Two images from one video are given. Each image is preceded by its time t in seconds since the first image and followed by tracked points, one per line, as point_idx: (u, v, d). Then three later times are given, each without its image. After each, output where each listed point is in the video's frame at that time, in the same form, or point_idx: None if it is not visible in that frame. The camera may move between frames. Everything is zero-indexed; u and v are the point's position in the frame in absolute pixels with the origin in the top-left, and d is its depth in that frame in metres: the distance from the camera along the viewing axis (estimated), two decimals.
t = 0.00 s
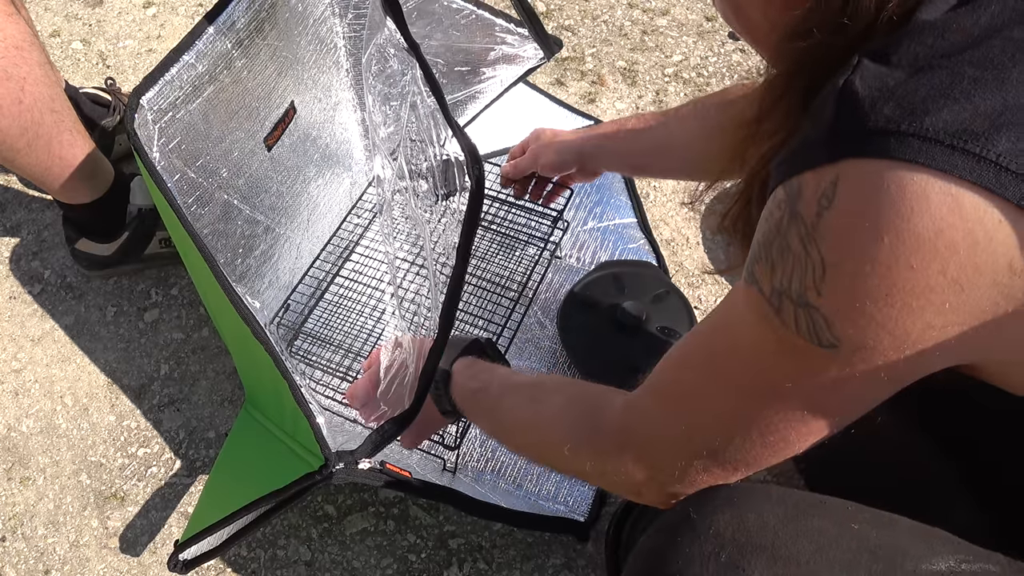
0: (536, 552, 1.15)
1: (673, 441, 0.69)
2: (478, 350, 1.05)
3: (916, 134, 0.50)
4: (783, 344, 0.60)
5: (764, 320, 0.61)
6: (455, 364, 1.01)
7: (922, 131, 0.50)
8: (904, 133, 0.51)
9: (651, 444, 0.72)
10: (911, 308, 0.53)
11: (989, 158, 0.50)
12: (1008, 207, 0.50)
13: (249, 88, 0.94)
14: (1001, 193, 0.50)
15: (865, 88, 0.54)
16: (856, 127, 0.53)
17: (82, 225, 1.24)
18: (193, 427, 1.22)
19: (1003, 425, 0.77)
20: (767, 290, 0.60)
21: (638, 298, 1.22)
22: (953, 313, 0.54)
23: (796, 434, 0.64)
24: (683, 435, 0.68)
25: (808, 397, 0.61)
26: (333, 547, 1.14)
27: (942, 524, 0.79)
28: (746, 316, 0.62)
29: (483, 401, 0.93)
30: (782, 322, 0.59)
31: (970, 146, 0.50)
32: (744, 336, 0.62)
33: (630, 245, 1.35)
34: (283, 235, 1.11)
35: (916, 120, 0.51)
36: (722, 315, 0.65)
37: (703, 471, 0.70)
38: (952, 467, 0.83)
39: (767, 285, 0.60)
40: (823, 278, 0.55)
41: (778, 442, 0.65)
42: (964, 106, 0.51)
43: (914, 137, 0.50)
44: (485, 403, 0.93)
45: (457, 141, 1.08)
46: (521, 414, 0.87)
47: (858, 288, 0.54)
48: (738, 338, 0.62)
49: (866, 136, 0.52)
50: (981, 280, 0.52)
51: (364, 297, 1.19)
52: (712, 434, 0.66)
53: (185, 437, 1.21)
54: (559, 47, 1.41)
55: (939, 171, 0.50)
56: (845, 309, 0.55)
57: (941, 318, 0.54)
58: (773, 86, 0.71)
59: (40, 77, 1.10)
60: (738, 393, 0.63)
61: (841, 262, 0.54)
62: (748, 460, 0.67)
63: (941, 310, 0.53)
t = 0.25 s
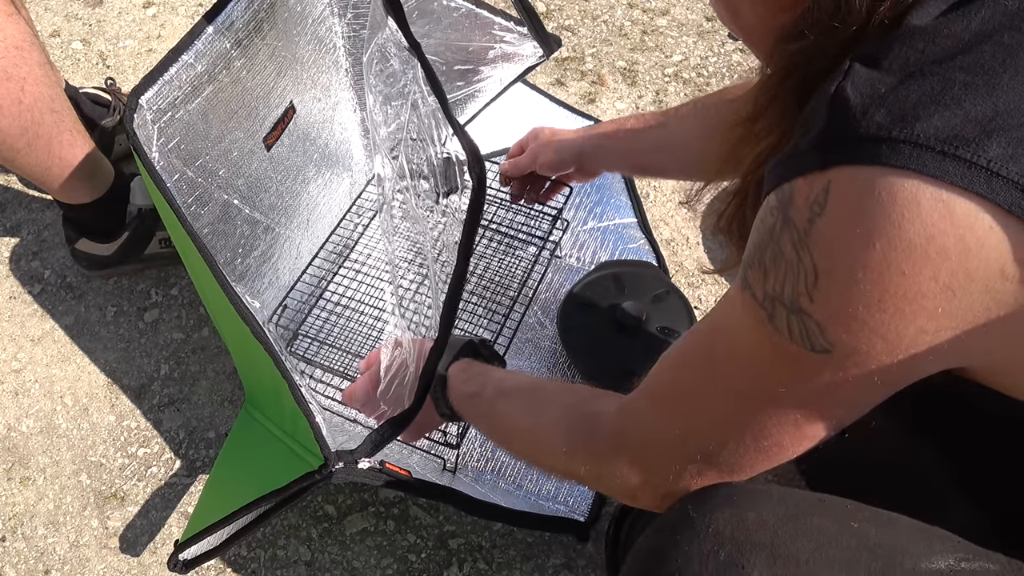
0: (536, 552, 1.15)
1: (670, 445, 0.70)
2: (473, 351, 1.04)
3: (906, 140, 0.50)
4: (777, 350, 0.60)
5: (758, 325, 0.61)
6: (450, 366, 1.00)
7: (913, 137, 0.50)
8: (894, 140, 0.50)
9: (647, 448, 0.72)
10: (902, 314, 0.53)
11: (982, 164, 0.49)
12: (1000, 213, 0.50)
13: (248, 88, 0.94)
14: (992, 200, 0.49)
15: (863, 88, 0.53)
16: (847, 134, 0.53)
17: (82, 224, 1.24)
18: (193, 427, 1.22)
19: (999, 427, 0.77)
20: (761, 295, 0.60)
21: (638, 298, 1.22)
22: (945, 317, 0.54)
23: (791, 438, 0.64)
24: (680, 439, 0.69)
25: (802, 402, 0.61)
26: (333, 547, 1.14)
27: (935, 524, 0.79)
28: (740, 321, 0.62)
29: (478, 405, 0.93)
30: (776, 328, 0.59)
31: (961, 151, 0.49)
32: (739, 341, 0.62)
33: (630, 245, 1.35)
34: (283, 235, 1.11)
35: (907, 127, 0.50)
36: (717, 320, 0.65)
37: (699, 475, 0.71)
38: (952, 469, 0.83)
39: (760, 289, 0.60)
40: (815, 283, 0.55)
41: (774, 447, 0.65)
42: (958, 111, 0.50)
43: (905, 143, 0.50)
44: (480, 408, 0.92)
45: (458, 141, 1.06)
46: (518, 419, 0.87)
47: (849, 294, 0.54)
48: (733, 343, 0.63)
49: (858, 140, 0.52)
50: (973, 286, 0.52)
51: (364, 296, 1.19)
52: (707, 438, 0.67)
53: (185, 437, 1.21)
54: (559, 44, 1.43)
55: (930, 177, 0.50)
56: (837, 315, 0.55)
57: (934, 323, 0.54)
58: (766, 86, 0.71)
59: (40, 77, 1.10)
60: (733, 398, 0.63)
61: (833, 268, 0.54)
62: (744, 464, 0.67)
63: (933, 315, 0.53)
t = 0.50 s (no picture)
0: (536, 552, 1.15)
1: (671, 451, 0.70)
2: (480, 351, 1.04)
3: (899, 143, 0.50)
4: (777, 356, 0.60)
5: (757, 331, 0.61)
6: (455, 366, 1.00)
7: (909, 140, 0.50)
8: (890, 143, 0.51)
9: (649, 453, 0.72)
10: (902, 318, 0.53)
11: (977, 167, 0.49)
12: (995, 215, 0.50)
13: (248, 88, 0.94)
14: (989, 203, 0.50)
15: (863, 89, 0.54)
16: (843, 138, 0.53)
17: (82, 224, 1.24)
18: (193, 427, 1.22)
19: (995, 432, 0.77)
20: (760, 301, 0.60)
21: (638, 298, 1.22)
22: (943, 320, 0.54)
23: (792, 445, 0.64)
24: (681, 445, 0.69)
25: (803, 409, 0.61)
26: (333, 547, 1.14)
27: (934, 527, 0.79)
28: (740, 327, 0.62)
29: (485, 406, 0.93)
30: (775, 334, 0.59)
31: (957, 154, 0.50)
32: (739, 347, 0.62)
33: (630, 245, 1.35)
34: (283, 235, 1.11)
35: (902, 131, 0.51)
36: (717, 327, 0.65)
37: (699, 482, 0.70)
38: (953, 471, 0.84)
39: (758, 294, 0.60)
40: (814, 288, 0.55)
41: (774, 454, 0.65)
42: (954, 113, 0.50)
43: (902, 146, 0.50)
44: (487, 408, 0.93)
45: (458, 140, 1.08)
46: (523, 422, 0.88)
47: (847, 298, 0.54)
48: (733, 350, 0.63)
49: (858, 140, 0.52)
50: (970, 288, 0.53)
51: (364, 296, 1.19)
52: (708, 444, 0.67)
53: (185, 437, 1.21)
54: (559, 44, 1.43)
55: (926, 180, 0.50)
56: (836, 319, 0.54)
57: (931, 326, 0.54)
58: (762, 89, 0.71)
59: (40, 77, 1.10)
60: (734, 404, 0.63)
61: (832, 271, 0.54)
62: (745, 470, 0.67)
63: (931, 317, 0.53)
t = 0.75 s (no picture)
0: (536, 552, 1.15)
1: (670, 450, 0.70)
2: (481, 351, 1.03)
3: (894, 142, 0.50)
4: (775, 356, 0.60)
5: (755, 331, 0.61)
6: (456, 365, 1.01)
7: (904, 139, 0.50)
8: (885, 142, 0.51)
9: (648, 453, 0.72)
10: (897, 316, 0.53)
11: (972, 165, 0.49)
12: (989, 213, 0.50)
13: (248, 88, 0.94)
14: (983, 201, 0.50)
15: (859, 88, 0.54)
16: (839, 138, 0.53)
17: (82, 224, 1.24)
18: (193, 427, 1.22)
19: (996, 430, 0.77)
20: (757, 299, 0.60)
21: (638, 298, 1.22)
22: (938, 318, 0.54)
23: (790, 443, 0.64)
24: (680, 444, 0.69)
25: (801, 407, 0.61)
26: (333, 547, 1.14)
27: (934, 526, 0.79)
28: (737, 326, 0.62)
29: (486, 406, 0.94)
30: (773, 333, 0.59)
31: (951, 153, 0.49)
32: (737, 346, 0.62)
33: (630, 245, 1.35)
34: (282, 235, 1.11)
35: (898, 129, 0.51)
36: (714, 327, 0.65)
37: (699, 481, 0.71)
38: (951, 469, 0.83)
39: (757, 294, 0.60)
40: (811, 287, 0.55)
41: (773, 451, 0.65)
42: (949, 112, 0.50)
43: (897, 145, 0.50)
44: (487, 408, 0.93)
45: (457, 140, 1.12)
46: (523, 421, 0.88)
47: (843, 297, 0.54)
48: (731, 350, 0.62)
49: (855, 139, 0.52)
50: (964, 285, 0.53)
51: (364, 296, 1.19)
52: (707, 443, 0.67)
53: (185, 437, 1.21)
54: (559, 44, 1.43)
55: (922, 178, 0.50)
56: (832, 317, 0.54)
57: (926, 324, 0.54)
58: (762, 88, 0.71)
59: (40, 77, 1.10)
60: (732, 403, 0.63)
61: (828, 270, 0.54)
62: (743, 469, 0.67)
63: (927, 315, 0.53)
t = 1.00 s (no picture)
0: (536, 552, 1.15)
1: (665, 448, 0.70)
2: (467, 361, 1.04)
3: (890, 136, 0.50)
4: (769, 353, 0.60)
5: (751, 327, 0.61)
6: (444, 374, 1.00)
7: (900, 133, 0.50)
8: (881, 136, 0.51)
9: (643, 452, 0.72)
10: (893, 311, 0.53)
11: (966, 158, 0.49)
12: (986, 207, 0.50)
13: (248, 88, 0.94)
14: (979, 194, 0.50)
15: (856, 86, 0.54)
16: (835, 133, 0.53)
17: (82, 224, 1.24)
18: (193, 427, 1.22)
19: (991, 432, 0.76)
20: (752, 296, 0.60)
21: (638, 298, 1.22)
22: (935, 313, 0.54)
23: (786, 442, 0.64)
24: (675, 442, 0.69)
25: (797, 405, 0.61)
26: (333, 547, 1.14)
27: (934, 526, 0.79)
28: (733, 324, 0.62)
29: (474, 414, 0.94)
30: (768, 330, 0.59)
31: (947, 147, 0.49)
32: (732, 344, 0.62)
33: (630, 245, 1.35)
34: (283, 235, 1.11)
35: (893, 123, 0.51)
36: (710, 325, 0.65)
37: (694, 480, 0.70)
38: (951, 467, 0.83)
39: (752, 291, 0.60)
40: (806, 282, 0.55)
41: (769, 450, 0.65)
42: (945, 107, 0.51)
43: (893, 139, 0.50)
44: (476, 416, 0.93)
45: (457, 141, 1.09)
46: (513, 427, 0.88)
47: (838, 292, 0.54)
48: (726, 348, 0.63)
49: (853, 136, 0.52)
50: (961, 279, 0.52)
51: (364, 296, 1.19)
52: (702, 441, 0.67)
53: (185, 437, 1.21)
54: (558, 45, 1.43)
55: (917, 172, 0.50)
56: (828, 312, 0.54)
57: (923, 320, 0.54)
58: (758, 88, 0.71)
59: (40, 77, 1.10)
60: (727, 400, 0.63)
61: (823, 265, 0.54)
62: (739, 469, 0.67)
63: (924, 310, 0.53)
